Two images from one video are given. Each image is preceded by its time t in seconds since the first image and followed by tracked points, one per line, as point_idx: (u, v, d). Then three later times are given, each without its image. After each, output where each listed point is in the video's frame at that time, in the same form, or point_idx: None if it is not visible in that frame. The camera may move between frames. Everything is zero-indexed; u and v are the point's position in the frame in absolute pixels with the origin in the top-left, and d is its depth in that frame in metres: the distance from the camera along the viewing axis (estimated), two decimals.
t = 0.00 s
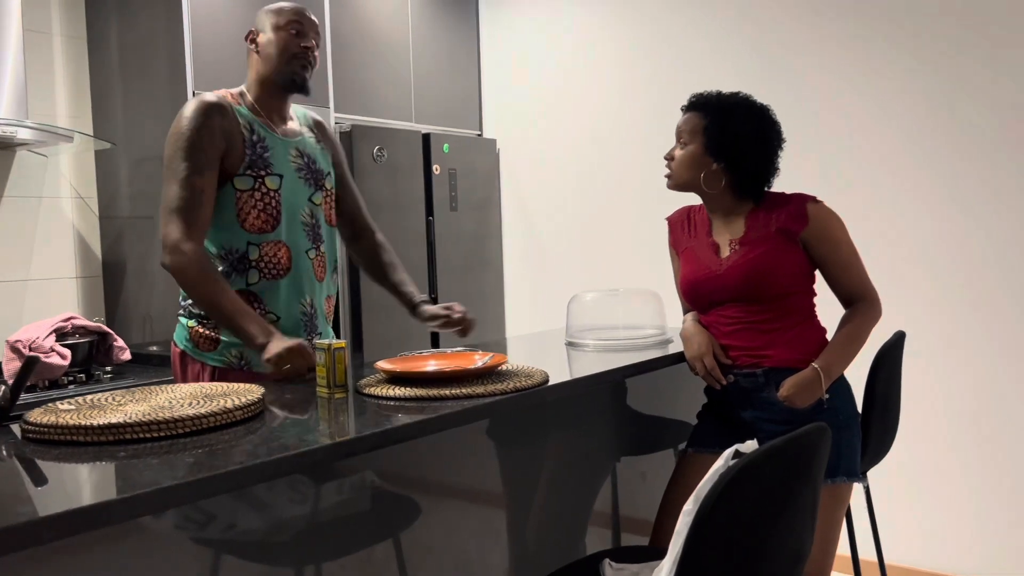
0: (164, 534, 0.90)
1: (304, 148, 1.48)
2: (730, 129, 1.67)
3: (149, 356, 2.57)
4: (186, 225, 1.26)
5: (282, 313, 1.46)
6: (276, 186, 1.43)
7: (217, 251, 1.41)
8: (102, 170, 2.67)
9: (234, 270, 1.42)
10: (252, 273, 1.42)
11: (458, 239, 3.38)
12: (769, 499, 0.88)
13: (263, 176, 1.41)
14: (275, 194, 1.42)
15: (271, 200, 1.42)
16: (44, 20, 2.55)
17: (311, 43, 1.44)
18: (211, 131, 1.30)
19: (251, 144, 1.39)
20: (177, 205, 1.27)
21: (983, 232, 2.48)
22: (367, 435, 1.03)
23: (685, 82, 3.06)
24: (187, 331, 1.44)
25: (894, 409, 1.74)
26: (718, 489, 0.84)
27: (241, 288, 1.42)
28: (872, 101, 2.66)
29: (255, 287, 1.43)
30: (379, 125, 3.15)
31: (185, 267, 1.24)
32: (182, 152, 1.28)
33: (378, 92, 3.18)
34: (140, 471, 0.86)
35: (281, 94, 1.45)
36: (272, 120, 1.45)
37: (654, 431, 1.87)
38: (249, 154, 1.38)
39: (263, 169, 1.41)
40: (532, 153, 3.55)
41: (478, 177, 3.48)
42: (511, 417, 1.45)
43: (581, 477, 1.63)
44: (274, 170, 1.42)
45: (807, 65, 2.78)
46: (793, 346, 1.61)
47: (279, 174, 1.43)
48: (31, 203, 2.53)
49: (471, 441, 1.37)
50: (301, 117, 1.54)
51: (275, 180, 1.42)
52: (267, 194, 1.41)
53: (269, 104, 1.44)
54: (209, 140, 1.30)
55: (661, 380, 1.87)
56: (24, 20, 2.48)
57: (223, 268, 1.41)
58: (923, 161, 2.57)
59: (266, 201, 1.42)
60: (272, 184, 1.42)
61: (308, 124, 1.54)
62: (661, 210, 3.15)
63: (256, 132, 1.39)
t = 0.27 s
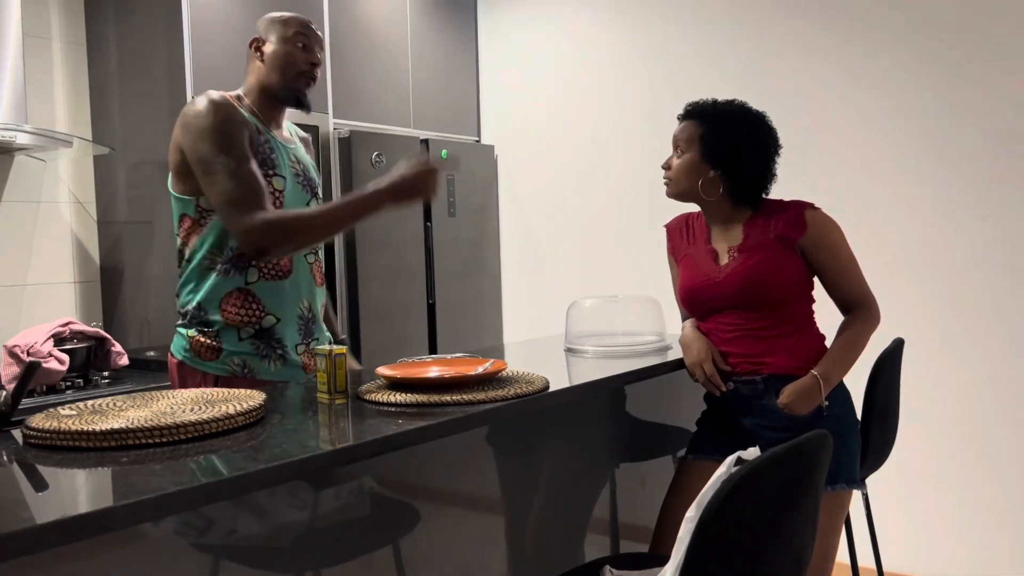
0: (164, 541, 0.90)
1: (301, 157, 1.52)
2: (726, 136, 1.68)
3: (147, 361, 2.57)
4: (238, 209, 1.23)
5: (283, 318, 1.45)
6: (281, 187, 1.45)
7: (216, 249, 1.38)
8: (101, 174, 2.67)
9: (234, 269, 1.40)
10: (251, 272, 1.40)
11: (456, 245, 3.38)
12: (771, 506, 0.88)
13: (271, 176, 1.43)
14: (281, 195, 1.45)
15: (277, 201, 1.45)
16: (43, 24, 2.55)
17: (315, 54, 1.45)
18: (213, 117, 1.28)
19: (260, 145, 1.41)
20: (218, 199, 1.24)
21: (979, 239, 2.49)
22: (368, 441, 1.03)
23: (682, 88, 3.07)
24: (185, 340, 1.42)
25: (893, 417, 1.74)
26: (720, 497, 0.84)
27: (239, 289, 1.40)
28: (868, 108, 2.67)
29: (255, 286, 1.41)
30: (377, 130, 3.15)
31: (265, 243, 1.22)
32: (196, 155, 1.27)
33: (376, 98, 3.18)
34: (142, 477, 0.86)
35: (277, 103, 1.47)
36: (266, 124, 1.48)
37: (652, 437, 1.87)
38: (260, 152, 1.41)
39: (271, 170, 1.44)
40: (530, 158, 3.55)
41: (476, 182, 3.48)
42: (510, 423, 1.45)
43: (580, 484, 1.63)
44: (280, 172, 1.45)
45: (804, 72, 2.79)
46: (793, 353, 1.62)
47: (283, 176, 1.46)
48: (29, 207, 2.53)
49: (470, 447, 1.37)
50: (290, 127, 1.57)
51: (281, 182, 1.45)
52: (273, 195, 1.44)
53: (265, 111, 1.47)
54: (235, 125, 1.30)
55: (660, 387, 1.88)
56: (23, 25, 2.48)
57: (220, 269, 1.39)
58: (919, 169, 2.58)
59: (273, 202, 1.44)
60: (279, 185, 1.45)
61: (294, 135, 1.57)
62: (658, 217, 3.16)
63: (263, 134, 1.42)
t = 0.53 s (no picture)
0: (167, 548, 0.90)
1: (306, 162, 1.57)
2: (726, 143, 1.68)
3: (145, 367, 2.56)
4: (262, 227, 1.28)
5: (308, 321, 1.49)
6: (301, 193, 1.50)
7: (245, 258, 1.39)
8: (100, 179, 2.67)
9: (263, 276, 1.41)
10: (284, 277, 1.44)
11: (455, 250, 3.38)
12: (776, 512, 0.88)
13: (294, 183, 1.48)
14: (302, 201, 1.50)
15: (300, 208, 1.49)
16: (42, 29, 2.54)
17: (321, 59, 1.46)
18: (234, 128, 1.30)
19: (281, 153, 1.45)
20: (244, 216, 1.29)
21: (977, 246, 2.49)
22: (372, 447, 1.03)
23: (681, 95, 3.08)
24: (209, 348, 1.43)
25: (894, 423, 1.74)
26: (727, 502, 0.84)
27: (271, 294, 1.43)
28: (866, 115, 2.68)
29: (286, 291, 1.44)
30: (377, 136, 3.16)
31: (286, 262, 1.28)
32: (219, 167, 1.30)
33: (375, 104, 3.18)
34: (145, 483, 0.86)
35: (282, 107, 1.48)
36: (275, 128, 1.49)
37: (654, 443, 1.87)
38: (284, 160, 1.45)
39: (293, 177, 1.48)
40: (530, 164, 3.56)
41: (475, 187, 3.49)
42: (512, 430, 1.45)
43: (581, 489, 1.63)
44: (299, 179, 1.49)
45: (803, 79, 2.80)
46: (795, 359, 1.62)
47: (301, 182, 1.51)
48: (28, 212, 2.52)
49: (472, 454, 1.36)
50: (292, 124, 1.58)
51: (301, 188, 1.50)
52: (296, 200, 1.48)
53: (272, 116, 1.48)
54: (251, 134, 1.31)
55: (661, 393, 1.88)
56: (22, 30, 2.48)
57: (248, 277, 1.40)
58: (917, 176, 2.59)
59: (296, 209, 1.49)
60: (300, 193, 1.50)
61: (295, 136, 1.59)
62: (657, 223, 3.17)
63: (282, 142, 1.46)
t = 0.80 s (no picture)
0: (169, 556, 0.89)
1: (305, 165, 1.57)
2: (724, 149, 1.69)
3: (141, 374, 2.55)
4: (267, 240, 1.28)
5: (312, 327, 1.50)
6: (302, 200, 1.50)
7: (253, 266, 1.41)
8: (96, 186, 2.66)
9: (269, 284, 1.43)
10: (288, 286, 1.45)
11: (452, 256, 3.38)
12: (780, 518, 0.88)
13: (294, 191, 1.48)
14: (303, 206, 1.50)
15: (301, 214, 1.50)
16: (38, 35, 2.54)
17: (306, 54, 1.51)
18: (235, 139, 1.30)
19: (280, 162, 1.44)
20: (249, 231, 1.28)
21: (973, 252, 2.50)
22: (375, 454, 1.03)
23: (677, 101, 3.09)
24: (215, 356, 1.43)
25: (892, 429, 1.74)
26: (731, 509, 0.84)
27: (276, 302, 1.44)
28: (862, 122, 2.69)
29: (291, 299, 1.46)
30: (373, 142, 3.16)
31: (292, 275, 1.28)
32: (220, 179, 1.30)
33: (372, 110, 3.18)
34: (148, 490, 0.85)
35: (274, 106, 1.51)
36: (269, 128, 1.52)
37: (652, 449, 1.87)
38: (285, 171, 1.45)
39: (294, 185, 1.48)
40: (526, 170, 3.56)
41: (471, 193, 3.49)
42: (512, 436, 1.45)
43: (581, 496, 1.63)
44: (299, 185, 1.50)
45: (798, 85, 2.81)
46: (794, 364, 1.62)
47: (302, 188, 1.51)
48: (23, 218, 2.51)
49: (472, 461, 1.36)
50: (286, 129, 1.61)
51: (302, 194, 1.50)
52: (298, 207, 1.49)
53: (264, 116, 1.51)
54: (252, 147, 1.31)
55: (660, 399, 1.88)
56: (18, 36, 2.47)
57: (255, 286, 1.41)
58: (912, 182, 2.60)
59: (298, 215, 1.49)
60: (301, 199, 1.50)
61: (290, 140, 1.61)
62: (653, 229, 3.17)
63: (279, 149, 1.46)
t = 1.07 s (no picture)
0: (168, 565, 0.89)
1: (297, 170, 1.55)
2: (719, 153, 1.69)
3: (136, 381, 2.54)
4: (252, 247, 1.28)
5: (309, 333, 1.49)
6: (292, 206, 1.48)
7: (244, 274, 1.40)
8: (90, 191, 2.65)
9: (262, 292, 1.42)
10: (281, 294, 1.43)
11: (447, 261, 3.38)
12: (783, 524, 0.88)
13: (281, 197, 1.46)
14: (293, 212, 1.48)
15: (290, 219, 1.47)
16: (32, 41, 2.53)
17: (302, 61, 1.51)
18: (216, 150, 1.30)
19: (266, 168, 1.43)
20: (232, 240, 1.28)
21: (968, 255, 2.51)
22: (377, 460, 1.02)
23: (673, 106, 3.10)
24: (212, 363, 1.43)
25: (891, 433, 1.74)
26: (734, 514, 0.84)
27: (270, 310, 1.43)
28: (856, 126, 2.70)
29: (285, 307, 1.44)
30: (369, 147, 3.15)
31: (278, 281, 1.28)
32: (201, 189, 1.30)
33: (368, 115, 3.18)
34: (147, 498, 0.85)
35: (268, 112, 1.50)
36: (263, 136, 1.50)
37: (650, 454, 1.87)
38: (269, 176, 1.43)
39: (281, 190, 1.46)
40: (521, 175, 3.56)
41: (466, 198, 3.49)
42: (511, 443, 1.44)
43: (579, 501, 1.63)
44: (288, 191, 1.48)
45: (793, 90, 2.82)
46: (792, 369, 1.62)
47: (291, 194, 1.49)
48: (17, 224, 2.50)
49: (472, 467, 1.36)
50: (280, 140, 1.59)
51: (291, 200, 1.48)
52: (286, 214, 1.47)
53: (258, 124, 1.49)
54: (236, 159, 1.31)
55: (658, 403, 1.88)
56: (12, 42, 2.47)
57: (247, 294, 1.40)
58: (907, 186, 2.61)
59: (286, 221, 1.47)
60: (290, 204, 1.48)
61: (284, 147, 1.59)
62: (649, 233, 3.18)
63: (266, 156, 1.44)
